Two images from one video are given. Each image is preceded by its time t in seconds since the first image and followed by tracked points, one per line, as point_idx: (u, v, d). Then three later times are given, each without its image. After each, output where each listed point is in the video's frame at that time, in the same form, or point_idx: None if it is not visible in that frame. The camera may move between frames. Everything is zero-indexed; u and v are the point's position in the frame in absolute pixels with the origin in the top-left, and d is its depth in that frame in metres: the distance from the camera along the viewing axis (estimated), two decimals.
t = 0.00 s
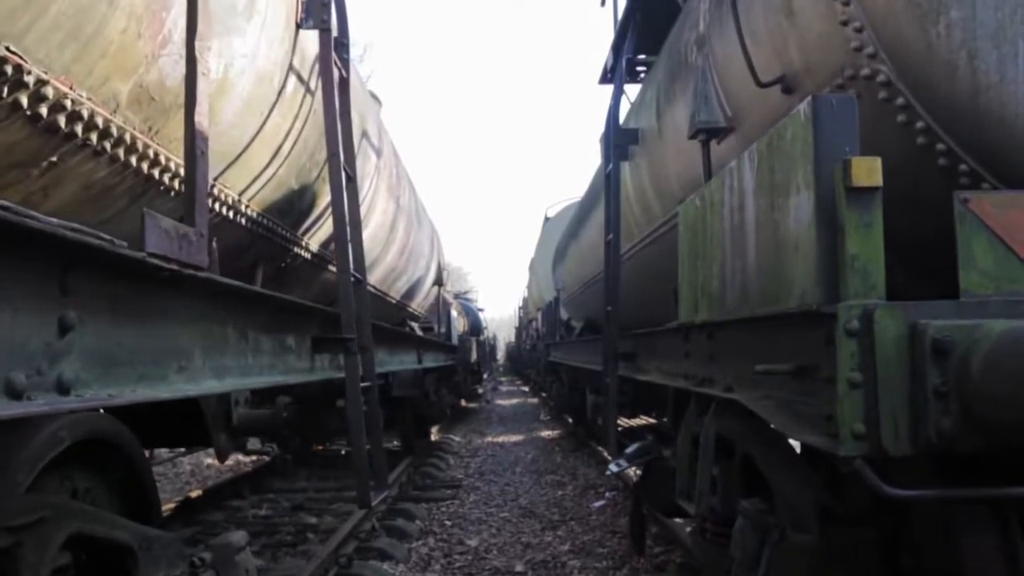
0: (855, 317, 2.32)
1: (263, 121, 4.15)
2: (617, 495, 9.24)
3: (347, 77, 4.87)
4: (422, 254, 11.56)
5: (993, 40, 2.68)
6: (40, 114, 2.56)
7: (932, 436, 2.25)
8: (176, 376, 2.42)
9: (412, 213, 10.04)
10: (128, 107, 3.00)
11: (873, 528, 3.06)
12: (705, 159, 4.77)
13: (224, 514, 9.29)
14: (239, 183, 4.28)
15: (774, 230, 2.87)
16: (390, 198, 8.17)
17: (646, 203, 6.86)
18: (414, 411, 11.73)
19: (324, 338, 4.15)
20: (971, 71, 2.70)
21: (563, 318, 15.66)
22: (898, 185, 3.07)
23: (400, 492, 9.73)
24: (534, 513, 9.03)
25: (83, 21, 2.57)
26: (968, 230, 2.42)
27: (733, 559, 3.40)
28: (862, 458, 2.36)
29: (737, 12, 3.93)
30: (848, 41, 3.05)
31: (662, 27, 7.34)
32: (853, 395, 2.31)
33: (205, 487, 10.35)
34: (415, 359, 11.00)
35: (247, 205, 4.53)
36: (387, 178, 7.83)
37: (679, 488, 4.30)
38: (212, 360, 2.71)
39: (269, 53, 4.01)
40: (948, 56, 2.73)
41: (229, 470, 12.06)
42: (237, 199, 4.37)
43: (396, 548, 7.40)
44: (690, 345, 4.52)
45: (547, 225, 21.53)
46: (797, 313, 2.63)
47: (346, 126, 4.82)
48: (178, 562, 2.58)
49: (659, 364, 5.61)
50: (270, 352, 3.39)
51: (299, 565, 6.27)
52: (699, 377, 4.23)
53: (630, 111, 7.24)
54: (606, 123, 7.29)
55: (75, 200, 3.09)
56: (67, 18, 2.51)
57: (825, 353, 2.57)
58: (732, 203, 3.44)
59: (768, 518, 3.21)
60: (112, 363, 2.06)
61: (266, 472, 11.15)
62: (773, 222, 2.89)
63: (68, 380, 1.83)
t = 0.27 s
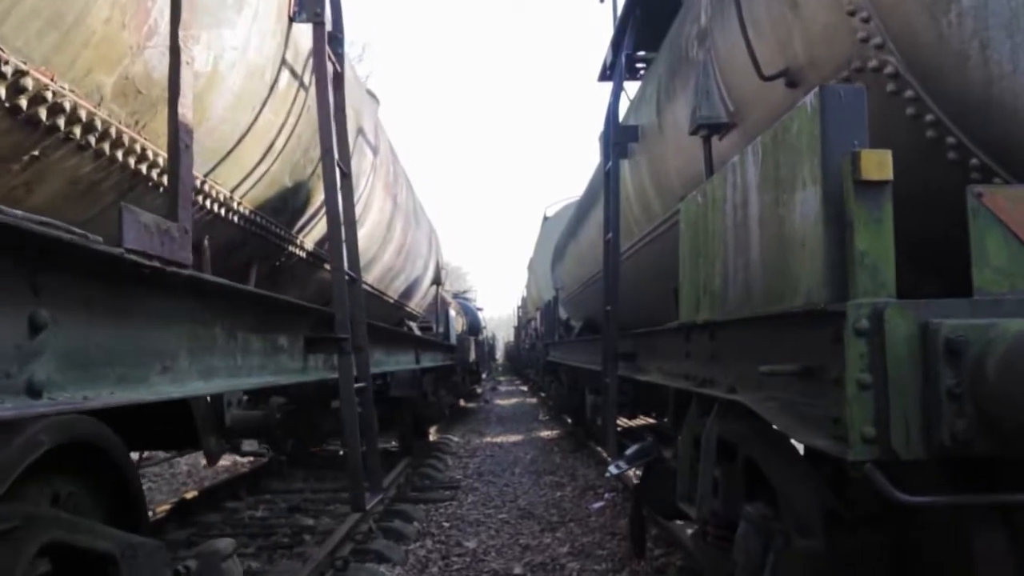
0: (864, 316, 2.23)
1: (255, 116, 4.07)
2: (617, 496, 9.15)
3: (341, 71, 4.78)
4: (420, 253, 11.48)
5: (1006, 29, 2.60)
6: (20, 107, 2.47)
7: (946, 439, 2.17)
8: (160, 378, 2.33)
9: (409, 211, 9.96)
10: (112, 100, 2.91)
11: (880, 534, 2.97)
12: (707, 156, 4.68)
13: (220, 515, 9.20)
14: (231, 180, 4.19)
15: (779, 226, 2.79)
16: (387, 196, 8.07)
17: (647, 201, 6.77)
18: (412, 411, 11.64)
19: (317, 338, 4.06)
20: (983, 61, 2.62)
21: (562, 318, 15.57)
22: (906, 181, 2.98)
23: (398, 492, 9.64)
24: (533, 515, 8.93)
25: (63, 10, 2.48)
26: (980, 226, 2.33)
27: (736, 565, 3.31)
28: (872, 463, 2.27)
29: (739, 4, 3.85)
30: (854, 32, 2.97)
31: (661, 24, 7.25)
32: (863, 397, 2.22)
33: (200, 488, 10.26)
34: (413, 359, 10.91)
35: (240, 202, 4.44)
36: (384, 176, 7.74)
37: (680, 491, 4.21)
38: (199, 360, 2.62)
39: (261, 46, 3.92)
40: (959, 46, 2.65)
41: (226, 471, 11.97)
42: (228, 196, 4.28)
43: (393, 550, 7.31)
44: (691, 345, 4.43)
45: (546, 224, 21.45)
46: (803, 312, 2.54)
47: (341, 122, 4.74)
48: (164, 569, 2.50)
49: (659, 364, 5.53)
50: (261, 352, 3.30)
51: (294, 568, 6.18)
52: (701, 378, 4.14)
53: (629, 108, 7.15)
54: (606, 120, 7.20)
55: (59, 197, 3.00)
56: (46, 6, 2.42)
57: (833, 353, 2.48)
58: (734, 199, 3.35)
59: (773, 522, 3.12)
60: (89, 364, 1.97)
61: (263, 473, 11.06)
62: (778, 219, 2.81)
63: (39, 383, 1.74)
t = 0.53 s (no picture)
0: (876, 315, 2.14)
1: (247, 112, 3.98)
2: (616, 497, 9.07)
3: (336, 66, 4.69)
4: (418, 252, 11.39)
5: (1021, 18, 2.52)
6: None
7: (961, 443, 2.08)
8: (143, 379, 2.25)
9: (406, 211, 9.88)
10: (97, 92, 2.82)
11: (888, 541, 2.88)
12: (708, 152, 4.60)
13: (216, 517, 9.11)
14: (223, 177, 4.11)
15: (785, 223, 2.70)
16: (384, 194, 7.99)
17: (647, 199, 6.69)
18: (410, 412, 11.56)
19: (311, 338, 3.97)
20: (996, 52, 2.54)
21: (561, 318, 15.49)
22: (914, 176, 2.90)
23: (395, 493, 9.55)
24: (532, 516, 8.85)
25: None
26: (995, 222, 2.25)
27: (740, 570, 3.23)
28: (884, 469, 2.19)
29: None
30: (862, 22, 2.88)
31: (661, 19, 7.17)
32: (874, 401, 2.13)
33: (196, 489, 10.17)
34: (411, 358, 10.83)
35: (232, 199, 4.35)
36: (380, 173, 7.66)
37: (681, 494, 4.12)
38: (185, 362, 2.54)
39: (253, 39, 3.83)
40: (971, 37, 2.58)
41: (223, 472, 11.88)
42: (220, 193, 4.19)
43: (390, 551, 7.22)
44: (692, 344, 4.35)
45: (544, 224, 21.37)
46: (810, 311, 2.46)
47: (335, 117, 4.65)
48: None
49: (660, 364, 5.44)
50: (252, 352, 3.22)
51: (289, 570, 6.09)
52: (702, 379, 4.05)
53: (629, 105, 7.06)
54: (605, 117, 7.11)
55: (44, 193, 2.91)
56: None
57: (842, 354, 2.39)
58: (738, 195, 3.27)
59: (779, 527, 3.04)
60: (63, 367, 1.88)
61: (260, 473, 10.97)
62: (784, 215, 2.72)
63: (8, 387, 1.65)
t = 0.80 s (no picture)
0: (889, 314, 2.06)
1: (240, 108, 3.90)
2: (616, 499, 8.98)
3: (331, 61, 4.61)
4: (416, 251, 11.31)
5: None
6: None
7: (979, 448, 1.99)
8: (127, 381, 2.16)
9: (405, 210, 9.79)
10: (83, 86, 2.73)
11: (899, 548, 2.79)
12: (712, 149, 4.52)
13: (212, 519, 9.02)
14: (216, 174, 4.03)
15: (792, 220, 2.62)
16: (382, 192, 7.90)
17: (648, 197, 6.60)
18: (408, 412, 11.47)
19: (306, 338, 3.89)
20: (1012, 43, 2.45)
21: (561, 318, 15.40)
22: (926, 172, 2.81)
23: (393, 495, 9.47)
24: (531, 518, 8.76)
25: None
26: (1014, 218, 2.16)
27: None
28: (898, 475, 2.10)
29: None
30: (872, 13, 2.79)
31: (663, 16, 7.09)
32: (888, 404, 2.05)
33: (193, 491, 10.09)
34: (409, 359, 10.74)
35: (225, 196, 4.27)
36: (378, 172, 7.57)
37: (684, 498, 4.04)
38: (172, 363, 2.45)
39: (245, 32, 3.75)
40: (985, 27, 2.49)
41: (220, 473, 11.80)
42: (213, 190, 4.11)
43: (387, 554, 7.13)
44: (695, 345, 4.26)
45: (544, 223, 21.28)
46: (820, 311, 2.37)
47: (331, 113, 4.56)
48: None
49: (661, 365, 5.36)
50: (244, 353, 3.13)
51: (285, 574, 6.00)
52: (706, 380, 3.97)
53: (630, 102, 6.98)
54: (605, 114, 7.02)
55: (29, 190, 2.82)
56: None
57: (854, 355, 2.31)
58: (743, 192, 3.18)
59: (786, 533, 2.95)
60: (39, 369, 1.80)
61: (257, 474, 10.89)
62: (792, 211, 2.64)
63: None
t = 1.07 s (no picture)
0: (905, 314, 1.97)
1: (233, 103, 3.82)
2: (617, 501, 8.90)
3: (328, 56, 4.52)
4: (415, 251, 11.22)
5: None
6: None
7: (999, 454, 1.91)
8: (110, 384, 2.08)
9: (404, 208, 9.70)
10: (70, 78, 2.65)
11: (911, 555, 2.71)
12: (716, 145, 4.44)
13: (209, 520, 8.93)
14: (209, 171, 3.95)
15: (802, 216, 2.54)
16: (380, 190, 7.81)
17: (650, 195, 6.52)
18: (407, 413, 11.39)
19: (301, 338, 3.80)
20: None
21: (561, 318, 15.32)
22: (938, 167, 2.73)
23: (392, 496, 9.38)
24: (531, 519, 8.68)
25: None
26: None
27: None
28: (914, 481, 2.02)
29: None
30: (883, 3, 2.71)
31: (664, 12, 7.00)
32: (903, 407, 1.97)
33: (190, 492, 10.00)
34: (408, 359, 10.66)
35: (219, 193, 4.19)
36: (376, 170, 7.48)
37: (687, 501, 3.96)
38: (159, 364, 2.37)
39: (239, 25, 3.67)
40: (1002, 17, 2.41)
41: (217, 474, 11.71)
42: (206, 187, 4.02)
43: (385, 556, 7.04)
44: (698, 345, 4.18)
45: (543, 223, 21.19)
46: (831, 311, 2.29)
47: (327, 109, 4.48)
48: None
49: (663, 366, 5.27)
50: (236, 354, 3.05)
51: None
52: (709, 383, 3.88)
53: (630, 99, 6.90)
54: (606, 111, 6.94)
55: (14, 186, 2.74)
56: None
57: (867, 356, 2.23)
58: (749, 188, 3.10)
59: (794, 540, 2.87)
60: (14, 372, 1.72)
61: (255, 475, 10.80)
62: (801, 207, 2.55)
63: None
